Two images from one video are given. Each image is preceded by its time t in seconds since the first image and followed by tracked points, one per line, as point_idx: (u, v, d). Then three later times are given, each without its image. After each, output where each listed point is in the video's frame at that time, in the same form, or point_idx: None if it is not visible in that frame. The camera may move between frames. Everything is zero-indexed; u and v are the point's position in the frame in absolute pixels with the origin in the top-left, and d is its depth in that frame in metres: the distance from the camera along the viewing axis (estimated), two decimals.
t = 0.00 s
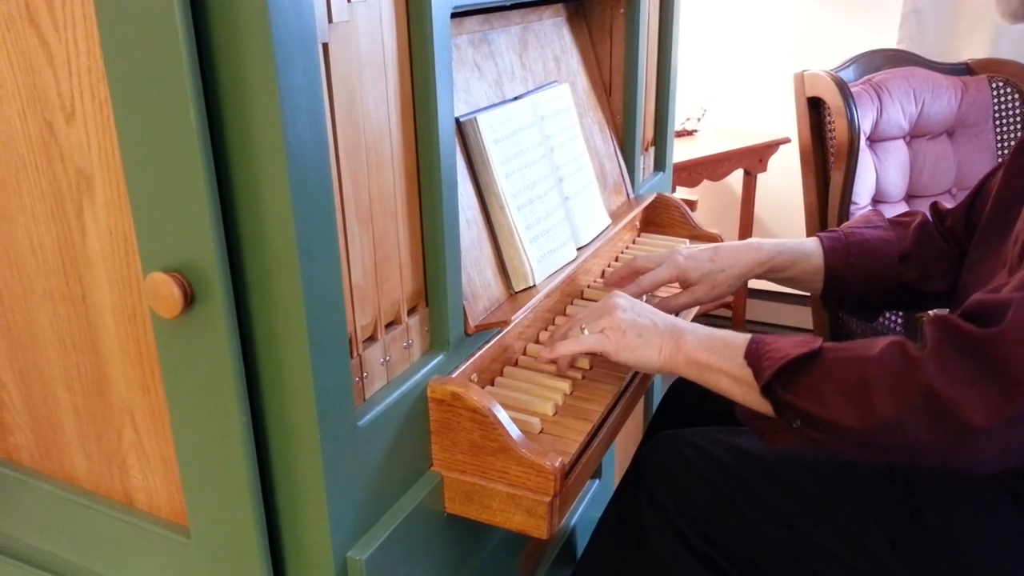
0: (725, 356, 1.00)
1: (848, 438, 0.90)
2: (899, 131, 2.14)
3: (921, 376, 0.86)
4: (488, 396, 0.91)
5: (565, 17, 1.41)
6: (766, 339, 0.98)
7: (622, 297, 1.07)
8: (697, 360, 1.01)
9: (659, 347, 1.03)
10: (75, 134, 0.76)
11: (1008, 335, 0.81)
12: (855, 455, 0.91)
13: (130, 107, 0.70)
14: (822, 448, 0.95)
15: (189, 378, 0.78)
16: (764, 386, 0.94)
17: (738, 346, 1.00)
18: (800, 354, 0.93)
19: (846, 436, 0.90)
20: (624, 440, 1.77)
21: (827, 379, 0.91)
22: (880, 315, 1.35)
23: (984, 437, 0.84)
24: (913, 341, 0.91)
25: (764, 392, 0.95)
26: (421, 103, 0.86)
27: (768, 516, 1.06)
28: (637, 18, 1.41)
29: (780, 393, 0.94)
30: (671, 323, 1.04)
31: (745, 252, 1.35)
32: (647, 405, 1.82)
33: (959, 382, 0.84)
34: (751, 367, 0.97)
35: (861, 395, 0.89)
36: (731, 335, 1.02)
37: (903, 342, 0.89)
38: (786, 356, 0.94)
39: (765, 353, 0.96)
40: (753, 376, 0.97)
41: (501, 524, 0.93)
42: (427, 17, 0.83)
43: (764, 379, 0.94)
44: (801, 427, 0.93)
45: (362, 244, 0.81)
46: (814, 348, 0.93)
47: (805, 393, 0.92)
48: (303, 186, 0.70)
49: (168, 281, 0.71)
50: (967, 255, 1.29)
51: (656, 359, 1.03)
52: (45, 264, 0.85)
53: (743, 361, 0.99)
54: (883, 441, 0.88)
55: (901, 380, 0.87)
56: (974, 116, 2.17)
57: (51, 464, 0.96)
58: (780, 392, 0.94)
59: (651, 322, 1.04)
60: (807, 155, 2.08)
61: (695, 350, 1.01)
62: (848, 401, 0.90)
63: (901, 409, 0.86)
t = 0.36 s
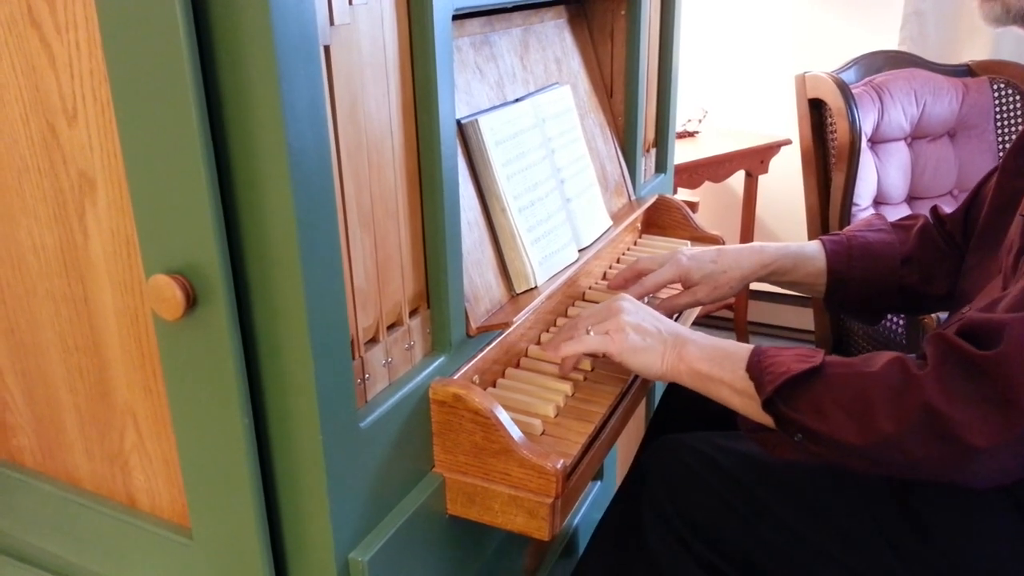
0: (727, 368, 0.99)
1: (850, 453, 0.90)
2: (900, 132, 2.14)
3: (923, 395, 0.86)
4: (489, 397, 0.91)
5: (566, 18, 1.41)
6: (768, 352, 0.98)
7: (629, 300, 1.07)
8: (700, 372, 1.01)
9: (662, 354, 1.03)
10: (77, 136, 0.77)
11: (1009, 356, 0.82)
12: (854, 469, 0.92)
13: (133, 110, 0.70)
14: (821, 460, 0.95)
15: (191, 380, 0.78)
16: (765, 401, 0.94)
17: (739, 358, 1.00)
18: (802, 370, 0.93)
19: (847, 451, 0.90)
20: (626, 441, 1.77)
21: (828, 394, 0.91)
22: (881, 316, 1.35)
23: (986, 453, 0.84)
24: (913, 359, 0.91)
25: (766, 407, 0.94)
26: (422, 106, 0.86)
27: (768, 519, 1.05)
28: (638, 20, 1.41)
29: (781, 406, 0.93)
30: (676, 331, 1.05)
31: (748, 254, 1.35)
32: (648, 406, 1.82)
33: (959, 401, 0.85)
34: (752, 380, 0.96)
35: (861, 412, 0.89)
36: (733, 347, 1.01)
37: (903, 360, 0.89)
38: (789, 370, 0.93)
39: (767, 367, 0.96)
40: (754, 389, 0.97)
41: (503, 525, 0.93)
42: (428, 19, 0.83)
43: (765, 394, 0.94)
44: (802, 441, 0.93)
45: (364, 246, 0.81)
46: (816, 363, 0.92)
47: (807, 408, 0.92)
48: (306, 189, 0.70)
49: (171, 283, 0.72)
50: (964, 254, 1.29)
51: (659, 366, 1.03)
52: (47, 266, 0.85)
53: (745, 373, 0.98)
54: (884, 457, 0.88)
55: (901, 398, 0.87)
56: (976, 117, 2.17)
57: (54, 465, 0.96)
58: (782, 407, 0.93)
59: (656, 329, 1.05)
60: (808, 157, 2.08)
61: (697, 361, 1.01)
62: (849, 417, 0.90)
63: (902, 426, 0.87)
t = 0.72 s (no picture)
0: (730, 371, 1.00)
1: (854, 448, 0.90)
2: (900, 133, 2.14)
3: (931, 380, 0.87)
4: (488, 396, 0.91)
5: (567, 18, 1.41)
6: (770, 351, 0.98)
7: (632, 304, 1.07)
8: (703, 375, 1.01)
9: (664, 359, 1.03)
10: (77, 134, 0.77)
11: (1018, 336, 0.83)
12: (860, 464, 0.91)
13: (133, 108, 0.70)
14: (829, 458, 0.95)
15: (190, 378, 0.78)
16: (770, 398, 0.95)
17: (743, 361, 1.01)
18: (805, 365, 0.93)
19: (855, 444, 0.90)
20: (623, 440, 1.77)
21: (833, 387, 0.92)
22: (881, 316, 1.35)
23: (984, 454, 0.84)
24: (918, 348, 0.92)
25: (772, 404, 0.95)
26: (422, 105, 0.86)
27: (764, 526, 1.06)
28: (638, 19, 1.41)
29: (787, 404, 0.94)
30: (679, 338, 1.05)
31: (746, 254, 1.35)
32: (647, 405, 1.82)
33: (969, 385, 0.86)
34: (756, 379, 0.97)
35: (868, 402, 0.90)
36: (734, 348, 1.02)
37: (907, 349, 0.90)
38: (792, 366, 0.94)
39: (770, 365, 0.96)
40: (759, 388, 0.97)
41: (501, 523, 0.93)
42: (429, 18, 0.83)
43: (770, 392, 0.94)
44: (811, 436, 0.93)
45: (364, 245, 0.82)
46: (819, 357, 0.93)
47: (813, 403, 0.93)
48: (306, 187, 0.70)
49: (171, 281, 0.72)
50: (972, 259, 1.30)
51: (661, 372, 1.03)
52: (46, 264, 0.85)
53: (749, 374, 0.99)
54: (893, 449, 0.88)
55: (907, 385, 0.88)
56: (976, 118, 2.17)
57: (52, 463, 0.96)
58: (788, 405, 0.94)
59: (658, 334, 1.05)
60: (808, 157, 2.08)
61: (700, 365, 1.01)
62: (855, 409, 0.90)
63: (910, 413, 0.87)
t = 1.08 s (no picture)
0: (753, 390, 0.99)
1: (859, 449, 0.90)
2: (902, 134, 2.14)
3: (960, 386, 0.86)
4: (491, 396, 0.91)
5: (570, 18, 1.41)
6: (792, 366, 0.98)
7: (650, 329, 1.08)
8: (724, 396, 1.01)
9: (681, 383, 1.03)
10: (81, 132, 0.77)
11: None
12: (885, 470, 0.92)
13: (138, 107, 0.70)
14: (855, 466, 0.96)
15: (194, 377, 0.78)
16: (797, 414, 0.94)
17: (764, 379, 1.00)
18: (829, 377, 0.93)
19: (884, 455, 0.90)
20: (625, 440, 1.77)
21: (860, 399, 0.91)
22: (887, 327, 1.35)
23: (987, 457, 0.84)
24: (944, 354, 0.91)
25: (797, 419, 0.94)
26: (425, 105, 0.86)
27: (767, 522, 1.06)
28: (641, 20, 1.41)
29: (814, 418, 0.93)
30: (698, 360, 1.05)
31: (747, 265, 1.36)
32: (648, 405, 1.82)
33: (999, 389, 0.85)
34: (780, 396, 0.96)
35: (896, 413, 0.89)
36: (755, 368, 1.02)
37: (933, 357, 0.89)
38: (816, 380, 0.93)
39: (794, 380, 0.96)
40: (783, 405, 0.96)
41: (504, 523, 0.93)
42: (432, 18, 0.83)
43: (795, 406, 0.94)
44: (838, 451, 0.93)
45: (368, 244, 0.82)
46: (843, 370, 0.93)
47: (839, 416, 0.92)
48: (310, 186, 0.70)
49: (175, 280, 0.72)
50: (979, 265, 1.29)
51: (678, 395, 1.03)
52: (51, 262, 0.85)
53: (772, 391, 0.98)
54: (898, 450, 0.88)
55: (936, 394, 0.87)
56: (978, 118, 2.17)
57: (56, 460, 0.96)
58: (814, 418, 0.94)
59: (674, 357, 1.05)
60: (810, 158, 2.08)
61: (720, 385, 1.01)
62: (883, 420, 0.90)
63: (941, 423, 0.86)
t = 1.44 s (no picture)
0: (753, 390, 1.01)
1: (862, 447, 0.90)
2: (904, 132, 2.13)
3: (964, 373, 0.87)
4: (492, 394, 0.91)
5: (572, 15, 1.41)
6: (793, 364, 0.99)
7: (650, 337, 1.10)
8: (725, 397, 1.02)
9: (680, 389, 1.04)
10: (83, 129, 0.77)
11: None
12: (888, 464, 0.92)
13: (140, 104, 0.70)
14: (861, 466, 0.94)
15: (196, 375, 0.78)
16: (800, 410, 0.94)
17: (764, 378, 1.01)
18: (831, 372, 0.94)
19: (889, 452, 0.91)
20: (626, 439, 1.77)
21: (864, 393, 0.92)
22: (882, 330, 1.33)
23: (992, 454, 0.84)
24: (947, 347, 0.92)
25: (801, 416, 0.95)
26: (427, 102, 0.86)
27: (771, 520, 1.06)
28: (644, 17, 1.40)
29: (818, 414, 0.94)
30: (698, 364, 1.06)
31: (728, 274, 1.36)
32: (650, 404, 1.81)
33: (1005, 377, 0.85)
34: (782, 395, 0.97)
35: (900, 404, 0.90)
36: (755, 369, 1.03)
37: (937, 347, 0.90)
38: (818, 374, 0.94)
39: (795, 376, 0.97)
40: (787, 404, 0.97)
41: (505, 521, 0.93)
42: (435, 15, 0.83)
43: (798, 403, 0.94)
44: (844, 446, 0.93)
45: (369, 242, 0.81)
46: (844, 365, 0.94)
47: (843, 410, 0.93)
48: (312, 182, 0.70)
49: (177, 277, 0.72)
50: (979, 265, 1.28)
51: (679, 401, 1.04)
52: (52, 259, 0.85)
53: (774, 390, 0.99)
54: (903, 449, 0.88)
55: (940, 383, 0.88)
56: (979, 117, 2.17)
57: (57, 458, 0.96)
58: (817, 414, 0.94)
59: (674, 364, 1.06)
60: (812, 156, 2.08)
61: (721, 387, 1.02)
62: (887, 413, 0.90)
63: (946, 411, 0.87)
